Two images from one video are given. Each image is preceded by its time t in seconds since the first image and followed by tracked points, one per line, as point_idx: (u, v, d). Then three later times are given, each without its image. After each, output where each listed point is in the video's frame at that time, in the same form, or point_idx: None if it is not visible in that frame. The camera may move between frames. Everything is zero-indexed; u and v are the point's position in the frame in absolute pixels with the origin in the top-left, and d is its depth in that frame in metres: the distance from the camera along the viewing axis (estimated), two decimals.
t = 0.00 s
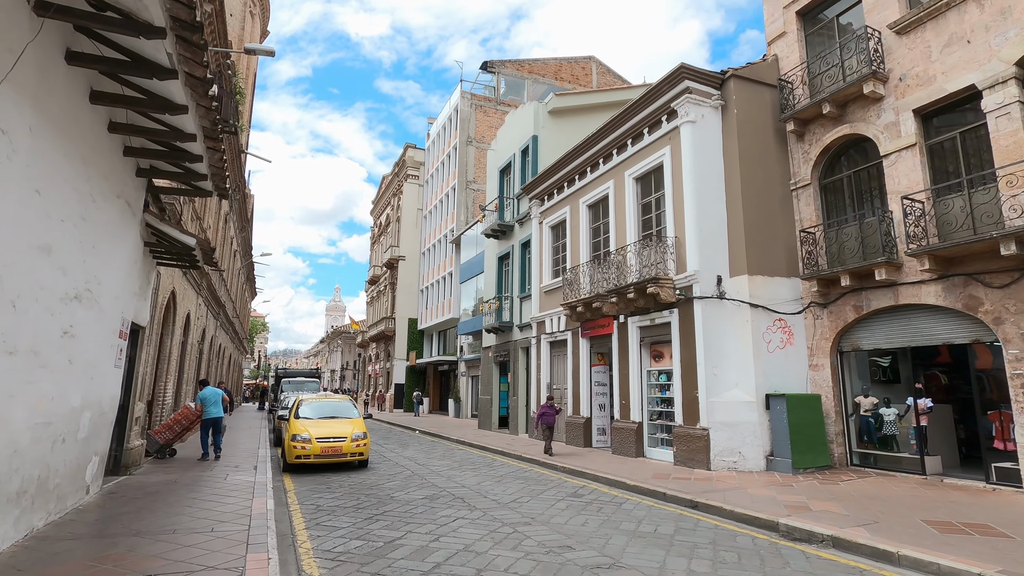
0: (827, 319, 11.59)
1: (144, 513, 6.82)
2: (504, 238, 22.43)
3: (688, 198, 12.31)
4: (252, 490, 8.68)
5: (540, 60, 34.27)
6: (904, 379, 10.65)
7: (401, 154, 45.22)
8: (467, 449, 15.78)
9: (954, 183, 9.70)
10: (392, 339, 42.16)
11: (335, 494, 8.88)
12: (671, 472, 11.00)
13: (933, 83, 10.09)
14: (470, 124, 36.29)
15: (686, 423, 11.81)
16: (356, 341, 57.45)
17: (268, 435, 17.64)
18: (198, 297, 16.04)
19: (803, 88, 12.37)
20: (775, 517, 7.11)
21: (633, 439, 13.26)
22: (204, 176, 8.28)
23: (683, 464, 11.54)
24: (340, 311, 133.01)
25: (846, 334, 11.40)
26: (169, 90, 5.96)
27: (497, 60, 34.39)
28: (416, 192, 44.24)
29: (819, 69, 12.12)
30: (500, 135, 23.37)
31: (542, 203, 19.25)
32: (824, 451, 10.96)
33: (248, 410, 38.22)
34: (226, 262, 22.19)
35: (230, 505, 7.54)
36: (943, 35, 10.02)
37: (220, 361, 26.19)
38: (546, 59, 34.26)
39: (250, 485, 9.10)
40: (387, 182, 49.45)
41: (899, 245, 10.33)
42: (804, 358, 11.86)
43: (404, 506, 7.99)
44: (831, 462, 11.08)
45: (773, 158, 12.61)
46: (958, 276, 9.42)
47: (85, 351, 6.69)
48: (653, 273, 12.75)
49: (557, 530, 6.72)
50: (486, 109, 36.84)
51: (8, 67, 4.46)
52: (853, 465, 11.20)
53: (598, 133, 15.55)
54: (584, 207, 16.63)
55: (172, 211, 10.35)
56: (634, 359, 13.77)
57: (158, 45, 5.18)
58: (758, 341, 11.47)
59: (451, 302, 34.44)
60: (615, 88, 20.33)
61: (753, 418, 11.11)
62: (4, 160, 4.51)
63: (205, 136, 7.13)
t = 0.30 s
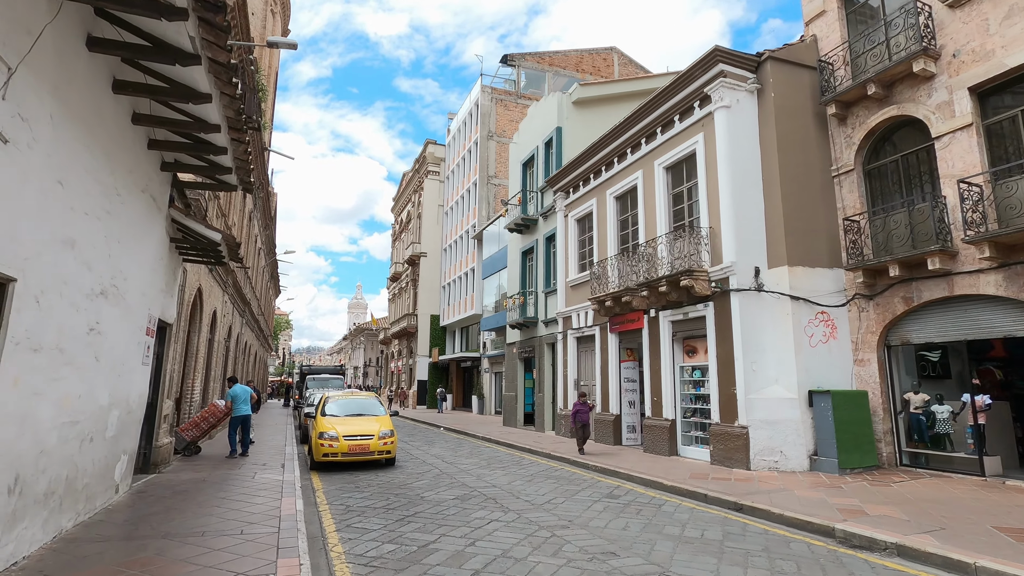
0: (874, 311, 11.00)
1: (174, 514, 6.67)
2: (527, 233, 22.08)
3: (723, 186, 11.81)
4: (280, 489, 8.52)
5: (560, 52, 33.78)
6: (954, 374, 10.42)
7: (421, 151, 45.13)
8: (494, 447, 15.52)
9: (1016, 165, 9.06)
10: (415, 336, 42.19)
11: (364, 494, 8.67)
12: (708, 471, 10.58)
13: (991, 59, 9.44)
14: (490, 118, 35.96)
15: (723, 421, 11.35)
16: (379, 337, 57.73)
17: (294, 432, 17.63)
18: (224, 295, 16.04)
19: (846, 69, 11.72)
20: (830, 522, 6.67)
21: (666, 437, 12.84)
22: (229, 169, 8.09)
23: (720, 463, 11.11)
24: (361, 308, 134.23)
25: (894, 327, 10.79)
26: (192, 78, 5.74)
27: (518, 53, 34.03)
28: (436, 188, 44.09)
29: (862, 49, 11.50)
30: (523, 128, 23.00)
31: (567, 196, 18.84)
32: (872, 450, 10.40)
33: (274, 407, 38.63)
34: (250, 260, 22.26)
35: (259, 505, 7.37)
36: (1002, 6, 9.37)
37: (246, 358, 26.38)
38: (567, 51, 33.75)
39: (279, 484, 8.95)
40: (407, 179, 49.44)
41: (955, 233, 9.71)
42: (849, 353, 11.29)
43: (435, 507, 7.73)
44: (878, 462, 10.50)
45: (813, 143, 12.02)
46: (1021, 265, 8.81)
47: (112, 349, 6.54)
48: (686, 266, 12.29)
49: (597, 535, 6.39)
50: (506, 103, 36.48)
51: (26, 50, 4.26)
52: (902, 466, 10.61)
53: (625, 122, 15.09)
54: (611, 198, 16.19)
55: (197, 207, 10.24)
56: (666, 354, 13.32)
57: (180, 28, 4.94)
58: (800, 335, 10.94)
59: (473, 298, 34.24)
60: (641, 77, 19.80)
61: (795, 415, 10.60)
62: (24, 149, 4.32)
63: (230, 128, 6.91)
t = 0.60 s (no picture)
0: (906, 306, 10.54)
1: (181, 517, 6.40)
2: (539, 228, 21.70)
3: (746, 177, 11.39)
4: (291, 491, 8.25)
5: (571, 46, 33.35)
6: (991, 373, 9.55)
7: (430, 148, 44.84)
8: (508, 446, 15.20)
9: None
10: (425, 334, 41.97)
11: (377, 495, 8.38)
12: (733, 472, 10.19)
13: None
14: (500, 114, 35.58)
15: (748, 420, 10.96)
16: (388, 336, 57.65)
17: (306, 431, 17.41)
18: (234, 291, 15.82)
19: (875, 54, 11.25)
20: (872, 529, 6.28)
21: (687, 436, 12.45)
22: (237, 160, 7.80)
23: (745, 464, 10.73)
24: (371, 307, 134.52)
25: (928, 323, 10.33)
26: (197, 60, 5.44)
27: (527, 48, 33.37)
28: (446, 185, 43.78)
29: (893, 32, 11.01)
30: (535, 122, 22.61)
31: (581, 189, 18.45)
32: (905, 451, 9.95)
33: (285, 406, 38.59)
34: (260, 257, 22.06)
35: (269, 507, 7.09)
36: None
37: (256, 356, 26.23)
38: (578, 45, 33.29)
39: (290, 485, 8.68)
40: (416, 176, 49.20)
41: (995, 222, 9.23)
42: (879, 349, 10.84)
43: (452, 510, 7.42)
44: (912, 463, 10.05)
45: (840, 131, 11.54)
46: None
47: (116, 345, 6.28)
48: (707, 259, 11.88)
49: (624, 542, 6.04)
50: (517, 98, 36.08)
51: (17, 23, 3.96)
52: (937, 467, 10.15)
53: (642, 112, 14.66)
54: (627, 192, 15.78)
55: (205, 200, 9.97)
56: (686, 351, 12.93)
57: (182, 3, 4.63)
58: (828, 331, 10.50)
59: (483, 295, 33.93)
60: (656, 68, 19.36)
61: (824, 414, 10.18)
62: (16, 130, 4.04)
63: (237, 114, 6.62)
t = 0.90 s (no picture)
0: (940, 302, 10.06)
1: (187, 524, 6.12)
2: (551, 224, 21.31)
3: (770, 168, 10.93)
4: (301, 494, 7.95)
5: (581, 41, 32.90)
6: None
7: (440, 145, 44.55)
8: (522, 447, 14.87)
9: None
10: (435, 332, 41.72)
11: (390, 499, 8.07)
12: (759, 476, 9.77)
13: None
14: (510, 110, 35.21)
15: (773, 421, 10.53)
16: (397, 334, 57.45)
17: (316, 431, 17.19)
18: (243, 289, 15.58)
19: (906, 38, 10.79)
20: (920, 540, 5.86)
21: (708, 437, 12.05)
22: (243, 151, 7.49)
23: (771, 467, 10.31)
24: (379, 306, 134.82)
25: (964, 320, 9.84)
26: (200, 41, 5.13)
27: (537, 43, 33.13)
28: (455, 182, 43.47)
29: (925, 16, 10.52)
30: (547, 116, 22.22)
31: (595, 184, 18.05)
32: (941, 454, 9.47)
33: (294, 405, 38.48)
34: (269, 255, 21.86)
35: (278, 513, 6.79)
36: None
37: (266, 355, 26.06)
38: (588, 39, 32.83)
39: (300, 488, 8.39)
40: (426, 174, 48.94)
41: None
42: (911, 347, 10.37)
43: (469, 516, 7.08)
44: (949, 467, 9.58)
45: (869, 120, 11.05)
46: None
47: (118, 344, 5.98)
48: (729, 254, 11.44)
49: (654, 553, 5.66)
50: (527, 94, 35.65)
51: None
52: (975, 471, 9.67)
53: (659, 103, 14.23)
54: (643, 186, 15.35)
55: (212, 195, 9.70)
56: (706, 350, 12.51)
57: None
58: (858, 328, 10.04)
59: (494, 294, 33.58)
60: (672, 60, 18.90)
61: (855, 416, 9.72)
62: (2, 110, 3.72)
63: (243, 101, 6.30)
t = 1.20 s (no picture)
0: (980, 295, 9.58)
1: (196, 527, 5.83)
2: (565, 219, 20.90)
3: (799, 156, 10.48)
4: (315, 495, 7.66)
5: (592, 34, 32.40)
6: None
7: (449, 141, 44.23)
8: (537, 446, 14.53)
9: None
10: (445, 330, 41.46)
11: (406, 501, 7.76)
12: (789, 476, 9.36)
13: None
14: (520, 104, 34.80)
15: (802, 420, 10.09)
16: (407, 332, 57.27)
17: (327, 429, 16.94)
18: (253, 285, 15.35)
19: (941, 18, 10.29)
20: (978, 547, 5.45)
21: (732, 436, 11.63)
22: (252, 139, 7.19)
23: (800, 467, 9.89)
24: (389, 304, 135.10)
25: (1006, 313, 9.35)
26: (207, 15, 4.82)
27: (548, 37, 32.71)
28: (465, 179, 43.14)
29: None
30: (560, 108, 21.81)
31: (610, 177, 17.63)
32: (983, 454, 9.00)
33: (305, 402, 38.41)
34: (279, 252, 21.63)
35: (291, 515, 6.50)
36: None
37: (276, 352, 25.88)
38: (599, 32, 32.32)
39: (313, 488, 8.10)
40: (435, 171, 48.66)
41: None
42: (948, 342, 9.90)
43: (490, 518, 6.75)
44: (990, 467, 9.11)
45: (903, 104, 10.56)
46: None
47: (124, 338, 5.71)
48: (755, 246, 11.01)
49: (691, 560, 5.28)
50: (537, 88, 35.17)
51: None
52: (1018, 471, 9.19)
53: (678, 91, 13.79)
54: (662, 177, 14.92)
55: (221, 186, 9.43)
56: (729, 345, 12.08)
57: None
58: (893, 322, 9.58)
59: (505, 290, 33.24)
60: (689, 49, 18.41)
61: (890, 414, 9.28)
62: None
63: (251, 83, 6.00)
